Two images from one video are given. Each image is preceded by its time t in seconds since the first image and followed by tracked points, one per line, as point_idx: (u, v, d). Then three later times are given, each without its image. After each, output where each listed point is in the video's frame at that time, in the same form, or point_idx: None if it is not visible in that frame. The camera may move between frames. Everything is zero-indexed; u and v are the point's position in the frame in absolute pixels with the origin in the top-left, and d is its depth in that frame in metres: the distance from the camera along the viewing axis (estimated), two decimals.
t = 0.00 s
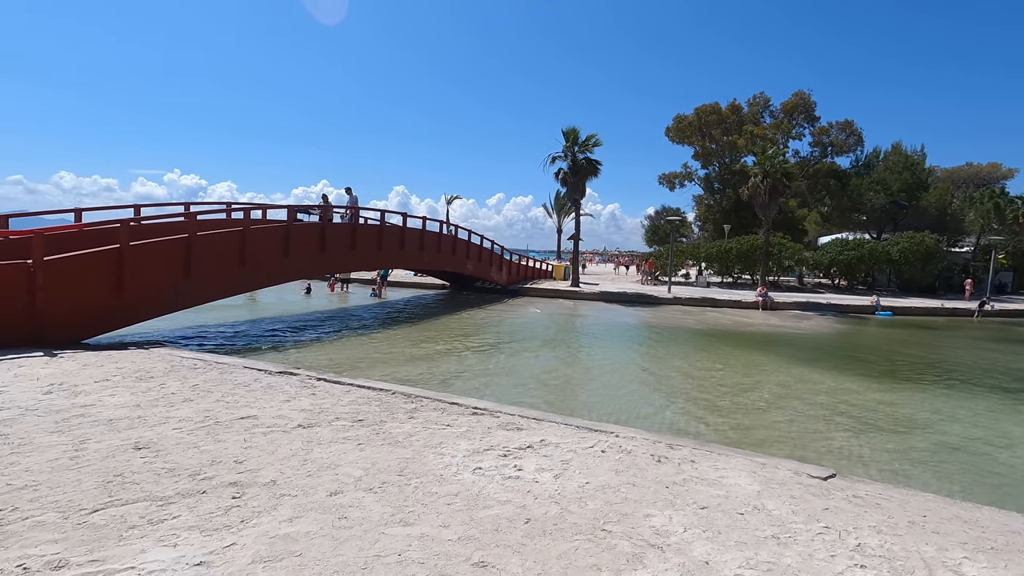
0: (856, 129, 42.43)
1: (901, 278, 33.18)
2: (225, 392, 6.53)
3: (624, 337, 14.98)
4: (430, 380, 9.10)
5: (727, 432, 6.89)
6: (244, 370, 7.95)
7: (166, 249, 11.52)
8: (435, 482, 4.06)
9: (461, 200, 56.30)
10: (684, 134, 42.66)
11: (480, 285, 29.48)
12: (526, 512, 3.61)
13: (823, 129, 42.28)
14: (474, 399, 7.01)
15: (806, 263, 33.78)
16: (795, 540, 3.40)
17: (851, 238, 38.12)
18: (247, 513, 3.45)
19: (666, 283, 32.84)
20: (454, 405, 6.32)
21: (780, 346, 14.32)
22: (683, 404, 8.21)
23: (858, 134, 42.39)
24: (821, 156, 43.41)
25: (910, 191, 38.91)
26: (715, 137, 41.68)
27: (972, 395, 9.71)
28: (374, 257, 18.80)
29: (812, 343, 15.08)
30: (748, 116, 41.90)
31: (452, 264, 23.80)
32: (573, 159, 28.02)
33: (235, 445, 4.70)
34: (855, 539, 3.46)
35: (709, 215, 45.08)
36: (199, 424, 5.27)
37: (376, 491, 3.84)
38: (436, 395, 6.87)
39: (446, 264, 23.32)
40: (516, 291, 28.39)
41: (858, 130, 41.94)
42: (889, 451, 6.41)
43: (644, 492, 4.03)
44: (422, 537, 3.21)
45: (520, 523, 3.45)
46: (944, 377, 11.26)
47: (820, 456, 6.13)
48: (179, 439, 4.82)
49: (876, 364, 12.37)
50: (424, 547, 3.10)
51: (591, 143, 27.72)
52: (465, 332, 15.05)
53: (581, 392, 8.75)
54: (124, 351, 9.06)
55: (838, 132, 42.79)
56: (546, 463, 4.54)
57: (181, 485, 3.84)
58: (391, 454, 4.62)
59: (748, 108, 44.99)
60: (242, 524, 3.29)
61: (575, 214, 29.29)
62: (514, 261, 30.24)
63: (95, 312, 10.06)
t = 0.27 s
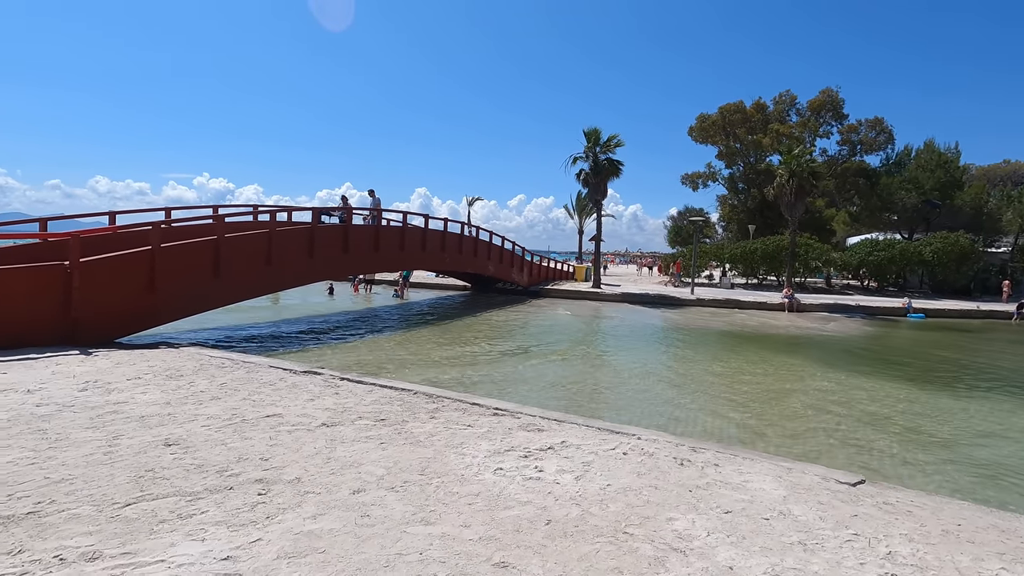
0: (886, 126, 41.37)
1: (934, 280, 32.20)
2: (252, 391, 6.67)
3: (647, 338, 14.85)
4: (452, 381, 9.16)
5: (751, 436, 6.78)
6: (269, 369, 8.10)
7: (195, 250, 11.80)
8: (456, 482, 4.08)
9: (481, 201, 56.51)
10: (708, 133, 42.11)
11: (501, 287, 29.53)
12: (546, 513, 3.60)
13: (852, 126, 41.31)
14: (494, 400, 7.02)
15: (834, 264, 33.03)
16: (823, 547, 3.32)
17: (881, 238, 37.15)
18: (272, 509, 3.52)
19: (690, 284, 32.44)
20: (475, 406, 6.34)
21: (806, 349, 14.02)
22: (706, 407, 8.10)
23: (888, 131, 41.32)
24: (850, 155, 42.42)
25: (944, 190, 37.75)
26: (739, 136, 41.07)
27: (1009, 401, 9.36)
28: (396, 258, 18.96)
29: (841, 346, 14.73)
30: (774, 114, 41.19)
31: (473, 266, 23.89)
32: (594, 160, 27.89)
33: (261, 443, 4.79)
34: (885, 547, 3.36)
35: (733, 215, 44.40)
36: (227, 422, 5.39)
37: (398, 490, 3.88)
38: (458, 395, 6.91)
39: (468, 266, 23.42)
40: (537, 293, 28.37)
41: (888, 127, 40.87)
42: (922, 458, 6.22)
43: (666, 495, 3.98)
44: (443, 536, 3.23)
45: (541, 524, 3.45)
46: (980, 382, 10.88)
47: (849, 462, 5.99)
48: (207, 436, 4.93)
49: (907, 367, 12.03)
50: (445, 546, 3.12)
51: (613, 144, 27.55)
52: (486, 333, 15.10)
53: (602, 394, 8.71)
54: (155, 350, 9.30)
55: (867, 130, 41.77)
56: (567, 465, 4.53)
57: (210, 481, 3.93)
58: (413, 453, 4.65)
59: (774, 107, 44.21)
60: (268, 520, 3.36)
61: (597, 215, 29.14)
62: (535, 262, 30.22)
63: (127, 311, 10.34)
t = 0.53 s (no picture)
0: (906, 125, 40.68)
1: (956, 281, 31.59)
2: (268, 390, 6.75)
3: (661, 340, 14.75)
4: (465, 382, 9.19)
5: (767, 438, 6.71)
6: (285, 369, 8.19)
7: (213, 252, 11.98)
8: (471, 482, 4.09)
9: (495, 202, 56.55)
10: (723, 133, 41.74)
11: (515, 288, 29.55)
12: (561, 515, 3.60)
13: (871, 125, 40.67)
14: (508, 401, 7.02)
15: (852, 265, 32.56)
16: (842, 552, 3.28)
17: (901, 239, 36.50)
18: (289, 507, 3.56)
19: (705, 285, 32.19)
20: (489, 407, 6.35)
21: (824, 351, 13.84)
22: (721, 410, 8.02)
23: (908, 130, 40.62)
24: (868, 154, 41.78)
25: (966, 189, 36.98)
26: (755, 136, 40.66)
27: None
28: (410, 259, 19.06)
29: (859, 348, 14.50)
30: (790, 114, 40.71)
31: (487, 267, 23.93)
32: (608, 160, 27.78)
33: (278, 442, 4.85)
34: (906, 553, 3.31)
35: (748, 215, 43.93)
36: (244, 421, 5.46)
37: (413, 490, 3.90)
38: (471, 396, 6.92)
39: (481, 267, 23.47)
40: (551, 293, 28.34)
41: (908, 126, 40.18)
42: (944, 462, 6.09)
43: (681, 497, 3.95)
44: (457, 536, 3.24)
45: (555, 525, 3.44)
46: (1004, 385, 10.64)
47: (868, 466, 5.90)
48: (225, 435, 5.00)
49: (928, 370, 11.80)
50: (459, 546, 3.13)
51: (627, 144, 27.42)
52: (499, 334, 15.11)
53: (615, 395, 8.68)
54: (174, 350, 9.45)
55: (887, 128, 41.10)
56: (581, 467, 4.51)
57: (228, 479, 3.99)
58: (427, 453, 4.67)
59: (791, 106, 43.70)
60: (285, 518, 3.39)
61: (611, 216, 29.02)
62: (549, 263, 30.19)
63: (147, 312, 10.52)
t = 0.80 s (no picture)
0: (927, 123, 39.97)
1: (979, 281, 31.00)
2: (285, 390, 6.83)
3: (675, 341, 14.66)
4: (479, 383, 9.23)
5: (783, 442, 6.63)
6: (302, 369, 8.29)
7: (232, 253, 12.15)
8: (485, 483, 4.10)
9: (509, 203, 56.57)
10: (738, 133, 41.34)
11: (528, 288, 29.55)
12: (575, 517, 3.59)
13: (891, 124, 39.99)
14: (522, 402, 7.03)
15: (871, 265, 32.05)
16: (862, 558, 3.23)
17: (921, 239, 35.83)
18: (307, 506, 3.59)
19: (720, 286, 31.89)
20: (503, 408, 6.36)
21: (842, 353, 13.64)
22: (736, 412, 7.95)
23: (930, 128, 39.88)
24: (888, 153, 41.10)
25: (989, 188, 36.21)
26: (771, 135, 40.21)
27: None
28: (425, 260, 19.18)
29: (878, 350, 14.27)
30: (807, 112, 40.19)
31: (500, 268, 23.94)
32: (622, 161, 27.65)
33: (295, 441, 4.90)
34: (928, 560, 3.25)
35: (765, 216, 43.43)
36: (262, 420, 5.53)
37: (428, 490, 3.92)
38: (485, 397, 6.94)
39: (495, 268, 23.50)
40: (564, 294, 28.30)
41: (929, 124, 39.46)
42: (966, 468, 5.98)
43: (697, 501, 3.93)
44: (473, 537, 3.25)
45: (570, 527, 3.44)
46: None
47: (887, 470, 5.80)
48: (243, 434, 5.07)
49: (950, 373, 11.57)
50: (475, 547, 3.13)
51: (641, 145, 27.27)
52: (513, 335, 15.14)
53: (628, 397, 8.65)
54: (193, 350, 9.60)
55: (907, 127, 40.39)
56: (596, 469, 4.50)
57: (246, 478, 4.04)
58: (442, 454, 4.69)
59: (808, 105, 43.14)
60: (302, 517, 3.43)
61: (625, 217, 28.88)
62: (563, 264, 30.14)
63: (167, 312, 10.70)
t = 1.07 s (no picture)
0: (948, 121, 39.23)
1: (1002, 283, 30.33)
2: (301, 390, 6.90)
3: (690, 343, 14.56)
4: (492, 383, 9.28)
5: (799, 445, 6.56)
6: (318, 369, 8.37)
7: (249, 254, 12.33)
8: (499, 484, 4.10)
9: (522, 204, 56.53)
10: (754, 132, 40.93)
11: (542, 289, 29.52)
12: (590, 518, 3.58)
13: (910, 122, 39.31)
14: (536, 403, 7.02)
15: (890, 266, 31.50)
16: (881, 563, 3.18)
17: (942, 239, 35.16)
18: (323, 505, 3.63)
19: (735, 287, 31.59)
20: (517, 409, 6.37)
21: (860, 355, 13.44)
22: (751, 414, 7.88)
23: (951, 126, 39.15)
24: (907, 152, 40.40)
25: (1013, 187, 35.44)
26: (788, 134, 39.74)
27: None
28: (439, 260, 19.24)
29: (898, 353, 14.04)
30: (825, 111, 39.67)
31: (514, 268, 23.95)
32: (636, 161, 27.51)
33: (311, 441, 4.95)
34: (950, 566, 3.20)
35: (781, 216, 42.91)
36: (278, 419, 5.59)
37: (442, 490, 3.93)
38: (498, 397, 6.96)
39: (508, 269, 23.52)
40: (578, 295, 28.23)
41: (950, 122, 38.73)
42: (989, 473, 5.86)
43: (713, 503, 3.89)
44: (487, 537, 3.26)
45: (584, 528, 3.43)
46: None
47: (906, 474, 5.71)
48: (260, 433, 5.13)
49: (972, 376, 11.35)
50: (489, 547, 3.14)
51: (655, 145, 27.10)
52: (526, 335, 15.15)
53: (642, 398, 8.61)
54: (211, 349, 9.75)
55: (927, 125, 39.68)
56: (610, 470, 4.48)
57: (264, 476, 4.09)
58: (456, 454, 4.71)
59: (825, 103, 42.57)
60: (318, 516, 3.47)
61: (639, 217, 28.73)
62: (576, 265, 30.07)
63: (187, 312, 10.88)
